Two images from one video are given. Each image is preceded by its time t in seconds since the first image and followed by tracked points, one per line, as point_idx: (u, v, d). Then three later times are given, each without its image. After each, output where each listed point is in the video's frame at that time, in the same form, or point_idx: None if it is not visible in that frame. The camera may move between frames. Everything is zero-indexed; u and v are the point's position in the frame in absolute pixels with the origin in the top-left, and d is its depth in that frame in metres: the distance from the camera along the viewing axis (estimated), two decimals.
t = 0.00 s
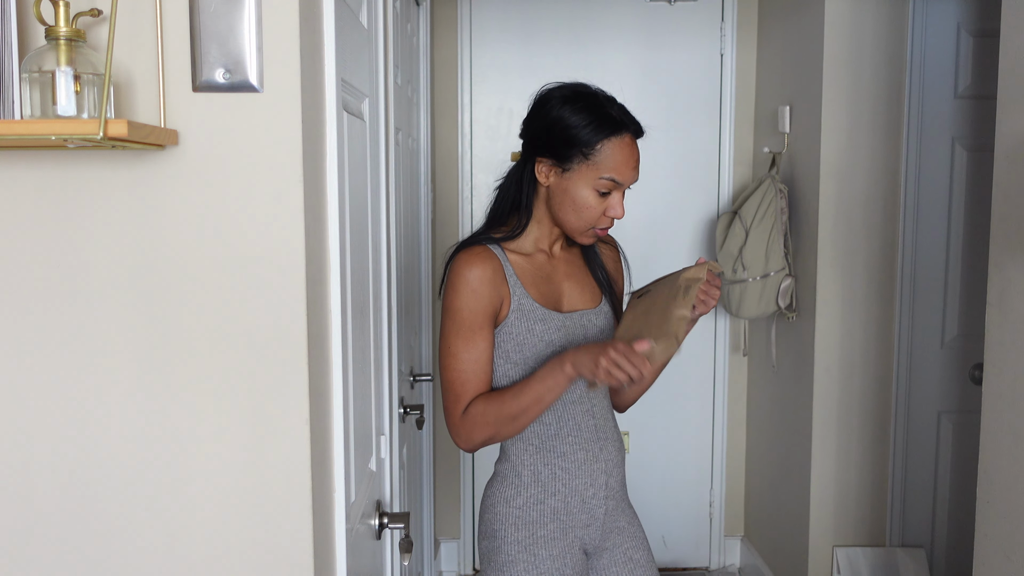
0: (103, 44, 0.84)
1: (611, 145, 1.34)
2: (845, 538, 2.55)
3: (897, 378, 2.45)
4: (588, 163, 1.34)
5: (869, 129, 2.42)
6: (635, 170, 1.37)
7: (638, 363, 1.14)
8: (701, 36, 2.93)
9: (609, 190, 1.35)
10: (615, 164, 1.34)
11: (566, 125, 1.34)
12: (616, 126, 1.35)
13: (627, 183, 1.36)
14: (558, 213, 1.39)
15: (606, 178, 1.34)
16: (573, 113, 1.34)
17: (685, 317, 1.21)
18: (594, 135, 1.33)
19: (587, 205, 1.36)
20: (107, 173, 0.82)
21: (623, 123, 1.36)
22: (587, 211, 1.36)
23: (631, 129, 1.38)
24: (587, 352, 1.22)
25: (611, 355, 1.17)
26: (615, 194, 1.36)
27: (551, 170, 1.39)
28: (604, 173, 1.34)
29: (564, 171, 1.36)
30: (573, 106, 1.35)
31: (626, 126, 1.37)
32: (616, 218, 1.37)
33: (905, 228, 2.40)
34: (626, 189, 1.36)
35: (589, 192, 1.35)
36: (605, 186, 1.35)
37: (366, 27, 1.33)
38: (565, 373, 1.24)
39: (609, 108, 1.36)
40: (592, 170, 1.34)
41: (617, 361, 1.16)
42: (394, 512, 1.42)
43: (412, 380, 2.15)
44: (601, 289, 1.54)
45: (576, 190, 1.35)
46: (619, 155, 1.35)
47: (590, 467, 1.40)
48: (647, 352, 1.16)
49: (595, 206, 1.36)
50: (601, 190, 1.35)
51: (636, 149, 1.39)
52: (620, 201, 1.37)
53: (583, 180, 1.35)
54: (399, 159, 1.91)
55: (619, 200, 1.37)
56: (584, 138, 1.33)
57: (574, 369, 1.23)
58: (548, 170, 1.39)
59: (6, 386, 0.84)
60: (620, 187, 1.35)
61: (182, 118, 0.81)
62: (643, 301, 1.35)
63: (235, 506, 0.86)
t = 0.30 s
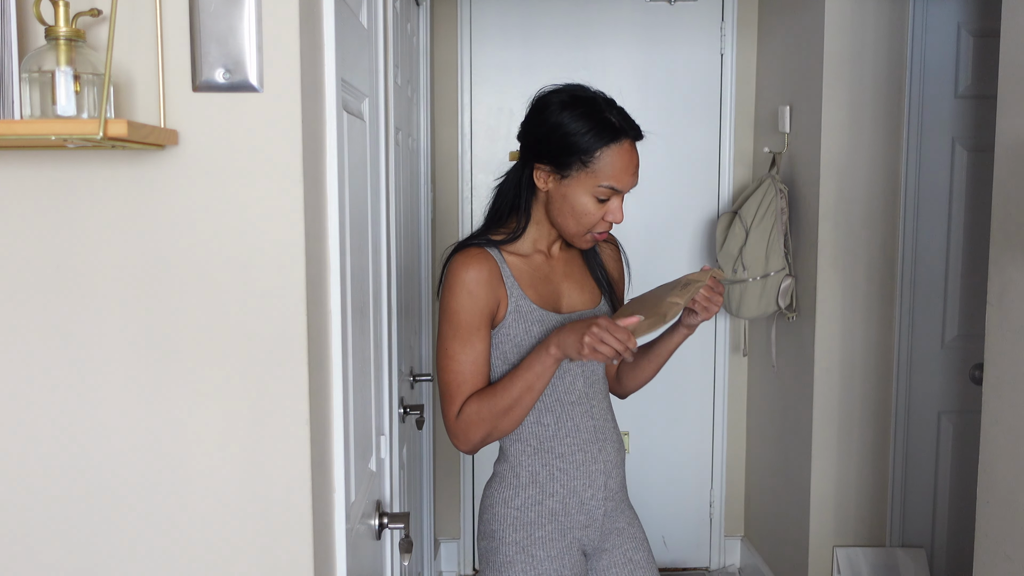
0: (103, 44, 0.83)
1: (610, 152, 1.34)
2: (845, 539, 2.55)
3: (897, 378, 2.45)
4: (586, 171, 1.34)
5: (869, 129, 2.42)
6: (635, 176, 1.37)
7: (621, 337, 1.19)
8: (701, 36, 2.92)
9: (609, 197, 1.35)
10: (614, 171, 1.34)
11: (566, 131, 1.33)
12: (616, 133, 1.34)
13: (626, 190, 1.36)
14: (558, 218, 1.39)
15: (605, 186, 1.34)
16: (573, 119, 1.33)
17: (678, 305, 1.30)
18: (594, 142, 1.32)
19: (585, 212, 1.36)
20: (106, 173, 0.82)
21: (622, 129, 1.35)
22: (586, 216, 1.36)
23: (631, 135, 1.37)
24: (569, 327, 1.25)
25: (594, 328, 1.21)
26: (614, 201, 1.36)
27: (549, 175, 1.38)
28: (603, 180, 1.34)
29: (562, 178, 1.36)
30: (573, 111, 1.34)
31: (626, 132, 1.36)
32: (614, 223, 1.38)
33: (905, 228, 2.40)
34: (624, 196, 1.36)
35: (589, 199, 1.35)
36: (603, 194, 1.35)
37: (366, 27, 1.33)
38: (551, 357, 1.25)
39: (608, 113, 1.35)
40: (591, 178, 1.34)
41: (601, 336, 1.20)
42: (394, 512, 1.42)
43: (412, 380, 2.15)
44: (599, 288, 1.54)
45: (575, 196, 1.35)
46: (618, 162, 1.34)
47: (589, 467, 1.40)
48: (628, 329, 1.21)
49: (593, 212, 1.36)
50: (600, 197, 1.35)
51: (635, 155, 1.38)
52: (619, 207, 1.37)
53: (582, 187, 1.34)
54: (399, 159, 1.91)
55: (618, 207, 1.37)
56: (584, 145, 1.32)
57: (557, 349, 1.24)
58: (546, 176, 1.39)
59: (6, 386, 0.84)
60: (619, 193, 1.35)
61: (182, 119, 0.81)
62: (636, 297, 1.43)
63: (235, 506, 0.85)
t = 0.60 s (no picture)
0: (103, 44, 0.84)
1: (615, 165, 1.33)
2: (845, 538, 2.55)
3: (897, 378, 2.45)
4: (588, 181, 1.33)
5: (869, 130, 2.42)
6: (636, 190, 1.36)
7: (647, 368, 1.19)
8: (701, 37, 2.92)
9: (607, 208, 1.36)
10: (615, 184, 1.33)
11: (573, 138, 1.32)
12: (623, 146, 1.33)
13: (625, 204, 1.36)
14: (558, 222, 1.40)
15: (604, 199, 1.34)
16: (581, 128, 1.32)
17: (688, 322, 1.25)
18: (600, 153, 1.31)
19: (584, 220, 1.37)
20: (106, 173, 0.82)
21: (630, 142, 1.34)
22: (584, 224, 1.37)
23: (637, 149, 1.36)
24: (596, 352, 1.25)
25: (623, 356, 1.21)
26: (612, 212, 1.36)
27: (551, 180, 1.38)
28: (603, 193, 1.34)
29: (564, 185, 1.36)
30: (582, 119, 1.32)
31: (633, 146, 1.35)
32: (611, 233, 1.39)
33: (905, 228, 2.40)
34: (622, 209, 1.36)
35: (587, 208, 1.35)
36: (602, 205, 1.35)
37: (366, 27, 1.33)
38: (570, 376, 1.25)
39: (617, 125, 1.33)
40: (592, 188, 1.34)
41: (627, 367, 1.20)
42: (394, 512, 1.42)
43: (412, 380, 2.15)
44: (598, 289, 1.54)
45: (574, 205, 1.36)
46: (621, 175, 1.33)
47: (589, 467, 1.40)
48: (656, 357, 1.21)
49: (591, 220, 1.37)
50: (598, 208, 1.35)
51: (639, 168, 1.37)
52: (616, 218, 1.37)
53: (582, 196, 1.35)
54: (399, 159, 1.91)
55: (616, 219, 1.37)
56: (589, 156, 1.31)
57: (580, 371, 1.24)
58: (548, 180, 1.39)
59: (5, 386, 0.84)
60: (618, 206, 1.36)
61: (182, 118, 0.81)
62: (642, 299, 1.39)
63: (236, 505, 0.86)
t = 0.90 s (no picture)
0: (103, 44, 0.83)
1: (619, 171, 1.33)
2: (845, 538, 2.55)
3: (897, 378, 2.45)
4: (592, 186, 1.33)
5: (869, 130, 2.42)
6: (640, 196, 1.37)
7: (653, 385, 1.22)
8: (701, 37, 2.92)
9: (611, 213, 1.36)
10: (619, 191, 1.33)
11: (577, 143, 1.32)
12: (628, 152, 1.33)
13: (629, 210, 1.36)
14: (560, 225, 1.40)
15: (608, 205, 1.34)
16: (586, 134, 1.32)
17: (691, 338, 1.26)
18: (604, 159, 1.31)
19: (587, 225, 1.36)
20: (106, 172, 0.82)
21: (634, 148, 1.34)
22: (587, 229, 1.37)
23: (642, 156, 1.36)
24: (602, 363, 1.27)
25: (629, 371, 1.24)
26: (616, 217, 1.36)
27: (554, 184, 1.38)
28: (607, 199, 1.34)
29: (568, 189, 1.36)
30: (586, 125, 1.32)
31: (637, 152, 1.35)
32: (613, 238, 1.38)
33: (905, 228, 2.40)
34: (626, 215, 1.36)
35: (591, 214, 1.35)
36: (606, 211, 1.35)
37: (366, 27, 1.33)
38: (575, 385, 1.26)
39: (622, 131, 1.34)
40: (596, 194, 1.34)
41: (632, 382, 1.23)
42: (394, 512, 1.42)
43: (411, 380, 2.15)
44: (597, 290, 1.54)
45: (577, 210, 1.36)
46: (625, 182, 1.33)
47: (587, 468, 1.40)
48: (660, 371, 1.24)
49: (595, 226, 1.37)
50: (602, 213, 1.35)
51: (642, 174, 1.37)
52: (619, 224, 1.37)
53: (586, 202, 1.35)
54: (399, 159, 1.91)
55: (619, 225, 1.37)
56: (593, 162, 1.31)
57: (586, 381, 1.26)
58: (551, 185, 1.38)
59: (5, 385, 0.84)
60: (621, 212, 1.36)
61: (182, 119, 0.81)
62: (642, 305, 1.38)
63: (235, 505, 0.86)
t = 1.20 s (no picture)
0: (103, 44, 0.83)
1: (632, 170, 1.33)
2: (845, 539, 2.55)
3: (897, 378, 2.45)
4: (605, 186, 1.33)
5: (869, 130, 2.42)
6: (650, 196, 1.37)
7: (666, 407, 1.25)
8: (701, 37, 2.92)
9: (623, 213, 1.36)
10: (631, 190, 1.33)
11: (590, 143, 1.32)
12: (640, 152, 1.33)
13: (640, 208, 1.36)
14: (569, 223, 1.40)
15: (621, 204, 1.34)
16: (598, 133, 1.32)
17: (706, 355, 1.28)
18: (617, 158, 1.31)
19: (599, 224, 1.36)
20: (107, 173, 0.82)
21: (646, 147, 1.35)
22: (598, 228, 1.37)
23: (653, 155, 1.36)
24: (614, 381, 1.27)
25: (642, 394, 1.26)
26: (628, 216, 1.36)
27: (566, 184, 1.38)
28: (620, 198, 1.34)
29: (580, 189, 1.35)
30: (598, 124, 1.32)
31: (649, 151, 1.35)
32: (623, 236, 1.39)
33: (905, 228, 2.40)
34: (638, 214, 1.37)
35: (602, 213, 1.35)
36: (619, 210, 1.35)
37: (366, 27, 1.33)
38: (583, 400, 1.27)
39: (633, 130, 1.34)
40: (609, 193, 1.34)
41: (644, 404, 1.26)
42: (394, 512, 1.42)
43: (411, 380, 2.15)
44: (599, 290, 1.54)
45: (589, 209, 1.36)
46: (638, 181, 1.33)
47: (586, 468, 1.40)
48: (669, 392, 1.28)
49: (606, 224, 1.37)
50: (614, 212, 1.35)
51: (653, 173, 1.37)
52: (630, 224, 1.38)
53: (598, 201, 1.35)
54: (399, 159, 1.91)
55: (630, 225, 1.38)
56: (606, 161, 1.31)
57: (597, 399, 1.27)
58: (564, 184, 1.38)
59: (5, 385, 0.84)
60: (633, 211, 1.36)
61: (183, 118, 0.81)
62: (656, 318, 1.35)
63: (235, 505, 0.85)
